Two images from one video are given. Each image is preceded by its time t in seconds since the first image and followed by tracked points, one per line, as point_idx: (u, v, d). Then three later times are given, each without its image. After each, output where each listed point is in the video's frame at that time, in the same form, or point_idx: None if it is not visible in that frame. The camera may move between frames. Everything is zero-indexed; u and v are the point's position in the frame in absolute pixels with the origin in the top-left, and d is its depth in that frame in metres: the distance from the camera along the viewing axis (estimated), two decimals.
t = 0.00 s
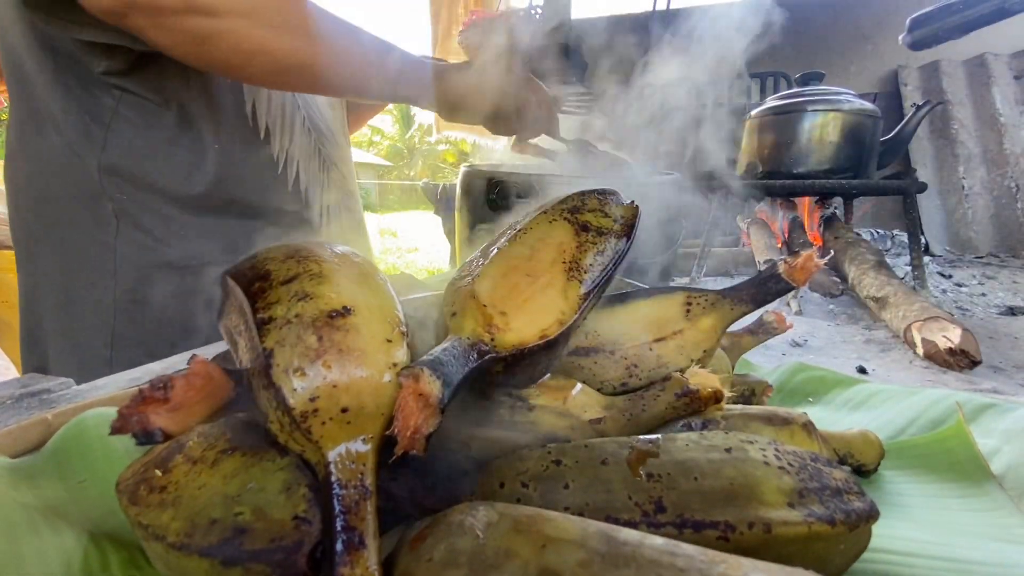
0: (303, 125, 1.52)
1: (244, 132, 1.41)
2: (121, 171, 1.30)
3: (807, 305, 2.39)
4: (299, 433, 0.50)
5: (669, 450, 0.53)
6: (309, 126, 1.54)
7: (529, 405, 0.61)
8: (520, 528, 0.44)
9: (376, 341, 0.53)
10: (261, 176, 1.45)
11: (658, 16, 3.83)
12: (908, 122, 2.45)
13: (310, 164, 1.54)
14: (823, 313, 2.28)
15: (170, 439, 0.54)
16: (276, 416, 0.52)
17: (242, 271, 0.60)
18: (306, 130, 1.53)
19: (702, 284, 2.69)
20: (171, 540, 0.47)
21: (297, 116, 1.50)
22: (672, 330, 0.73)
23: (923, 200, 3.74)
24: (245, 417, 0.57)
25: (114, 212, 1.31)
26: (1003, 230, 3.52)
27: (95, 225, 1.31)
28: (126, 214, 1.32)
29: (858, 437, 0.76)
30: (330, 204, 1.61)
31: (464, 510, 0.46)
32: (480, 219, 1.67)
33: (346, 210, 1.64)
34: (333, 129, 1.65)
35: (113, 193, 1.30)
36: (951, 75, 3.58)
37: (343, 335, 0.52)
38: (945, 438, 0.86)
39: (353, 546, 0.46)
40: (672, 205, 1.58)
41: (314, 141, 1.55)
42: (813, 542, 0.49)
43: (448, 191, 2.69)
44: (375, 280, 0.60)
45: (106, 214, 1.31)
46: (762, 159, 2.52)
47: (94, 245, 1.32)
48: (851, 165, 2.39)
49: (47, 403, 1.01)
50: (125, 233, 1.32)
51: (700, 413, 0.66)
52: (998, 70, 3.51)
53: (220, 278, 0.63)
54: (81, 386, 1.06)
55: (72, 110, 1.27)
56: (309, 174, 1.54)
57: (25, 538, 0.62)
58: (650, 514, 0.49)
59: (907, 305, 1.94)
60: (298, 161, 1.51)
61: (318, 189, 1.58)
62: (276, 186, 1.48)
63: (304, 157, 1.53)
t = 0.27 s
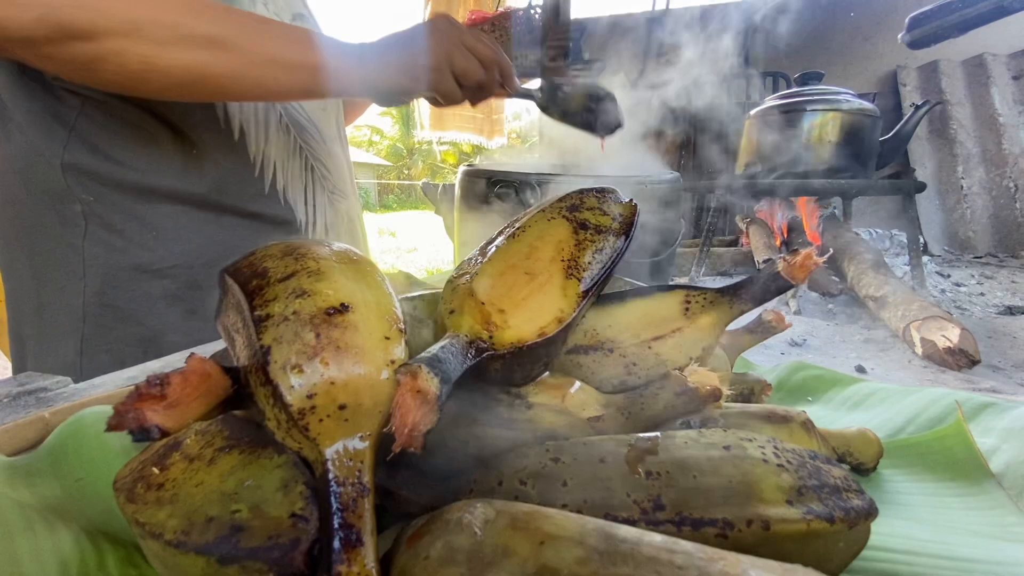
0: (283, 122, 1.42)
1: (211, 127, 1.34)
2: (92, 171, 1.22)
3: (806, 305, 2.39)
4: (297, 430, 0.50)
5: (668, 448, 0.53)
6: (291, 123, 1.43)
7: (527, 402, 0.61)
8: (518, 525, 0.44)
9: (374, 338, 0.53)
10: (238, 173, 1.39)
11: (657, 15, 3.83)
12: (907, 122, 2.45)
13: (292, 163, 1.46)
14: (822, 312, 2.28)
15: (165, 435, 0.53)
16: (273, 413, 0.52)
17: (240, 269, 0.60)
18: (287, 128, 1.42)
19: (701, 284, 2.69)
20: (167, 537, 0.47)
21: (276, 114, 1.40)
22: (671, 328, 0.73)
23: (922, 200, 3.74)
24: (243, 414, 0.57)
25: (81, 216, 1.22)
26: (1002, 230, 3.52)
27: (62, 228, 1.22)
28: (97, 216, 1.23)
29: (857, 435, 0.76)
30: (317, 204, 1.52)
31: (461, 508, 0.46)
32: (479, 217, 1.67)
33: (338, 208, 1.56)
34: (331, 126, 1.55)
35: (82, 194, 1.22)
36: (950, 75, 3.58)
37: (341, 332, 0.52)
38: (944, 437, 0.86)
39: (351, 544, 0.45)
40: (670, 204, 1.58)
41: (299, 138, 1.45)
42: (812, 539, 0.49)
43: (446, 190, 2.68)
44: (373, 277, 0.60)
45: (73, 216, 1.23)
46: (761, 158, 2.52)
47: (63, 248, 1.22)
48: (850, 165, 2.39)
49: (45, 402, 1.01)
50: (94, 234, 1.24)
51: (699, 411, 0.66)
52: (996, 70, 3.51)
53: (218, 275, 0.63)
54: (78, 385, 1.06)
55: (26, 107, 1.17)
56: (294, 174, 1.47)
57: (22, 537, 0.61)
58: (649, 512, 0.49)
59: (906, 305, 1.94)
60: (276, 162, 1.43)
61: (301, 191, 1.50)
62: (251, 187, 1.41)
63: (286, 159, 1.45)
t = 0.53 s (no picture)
0: (246, 116, 1.39)
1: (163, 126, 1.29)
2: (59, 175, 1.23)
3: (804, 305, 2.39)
4: (296, 429, 0.50)
5: (665, 446, 0.53)
6: (256, 117, 1.40)
7: (525, 401, 0.61)
8: (516, 523, 0.44)
9: (373, 337, 0.53)
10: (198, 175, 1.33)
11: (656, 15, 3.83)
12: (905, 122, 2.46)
13: (259, 161, 1.41)
14: (820, 312, 2.28)
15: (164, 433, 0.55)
16: (272, 412, 0.52)
17: (237, 268, 0.60)
18: (251, 123, 1.39)
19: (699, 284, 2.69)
20: (166, 535, 0.47)
21: (236, 107, 1.37)
22: (669, 327, 0.73)
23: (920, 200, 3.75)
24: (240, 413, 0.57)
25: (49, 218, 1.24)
26: (1000, 230, 3.52)
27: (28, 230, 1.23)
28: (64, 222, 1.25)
29: (854, 434, 0.76)
30: (290, 206, 1.46)
31: (460, 506, 0.46)
32: (477, 217, 1.67)
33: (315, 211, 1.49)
34: (302, 126, 1.49)
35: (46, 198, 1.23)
36: (948, 75, 3.59)
37: (339, 331, 0.52)
38: (941, 436, 0.86)
39: (349, 542, 0.46)
40: (669, 204, 1.58)
41: (266, 135, 1.41)
42: (809, 537, 0.49)
43: (445, 189, 2.68)
44: (372, 276, 0.60)
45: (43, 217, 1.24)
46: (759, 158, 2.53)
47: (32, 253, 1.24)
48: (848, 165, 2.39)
49: (42, 401, 1.01)
50: (67, 233, 1.25)
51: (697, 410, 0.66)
52: (994, 71, 3.52)
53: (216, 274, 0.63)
54: (76, 384, 1.06)
55: None
56: (261, 173, 1.41)
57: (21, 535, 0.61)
58: (646, 509, 0.49)
59: (904, 305, 1.94)
60: (240, 159, 1.38)
61: (273, 193, 1.43)
62: (215, 188, 1.35)
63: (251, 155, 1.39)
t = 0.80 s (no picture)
0: (208, 121, 1.46)
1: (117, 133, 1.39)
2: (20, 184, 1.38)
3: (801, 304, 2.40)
4: (298, 426, 0.51)
5: (664, 443, 0.53)
6: (218, 121, 1.48)
7: (525, 400, 0.61)
8: (517, 519, 0.44)
9: (375, 335, 0.54)
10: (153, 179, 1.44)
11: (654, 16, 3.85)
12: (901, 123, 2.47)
13: (223, 164, 1.50)
14: (817, 312, 2.29)
15: (167, 431, 0.53)
16: (274, 409, 0.52)
17: (238, 268, 0.60)
18: (215, 127, 1.48)
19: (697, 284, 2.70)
20: (169, 533, 0.47)
21: (198, 110, 1.44)
22: (667, 326, 0.74)
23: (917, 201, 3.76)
24: (241, 412, 0.58)
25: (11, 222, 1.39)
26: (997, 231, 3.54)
27: None
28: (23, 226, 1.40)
29: (851, 432, 0.77)
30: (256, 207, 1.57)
31: (461, 502, 0.47)
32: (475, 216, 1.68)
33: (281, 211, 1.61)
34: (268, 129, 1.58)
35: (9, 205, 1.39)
36: (944, 76, 3.61)
37: (341, 330, 0.53)
38: (936, 433, 0.87)
39: (351, 539, 0.46)
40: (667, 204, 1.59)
41: (229, 139, 1.50)
42: (806, 532, 0.50)
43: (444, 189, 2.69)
44: (373, 275, 0.60)
45: None
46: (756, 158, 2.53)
47: None
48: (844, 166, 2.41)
49: (41, 400, 1.01)
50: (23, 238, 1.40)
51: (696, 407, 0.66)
52: (990, 72, 3.54)
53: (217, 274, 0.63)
54: (75, 383, 1.06)
55: None
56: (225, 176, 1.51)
57: (22, 534, 0.61)
58: (645, 506, 0.50)
59: (900, 305, 1.95)
60: (203, 163, 1.47)
61: (236, 192, 1.53)
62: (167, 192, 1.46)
63: (212, 159, 1.49)
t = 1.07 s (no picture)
0: (188, 131, 1.49)
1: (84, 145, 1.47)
2: None
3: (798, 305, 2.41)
4: (297, 426, 0.51)
5: (662, 442, 0.53)
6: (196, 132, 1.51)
7: (523, 399, 0.61)
8: (514, 518, 0.44)
9: (373, 334, 0.54)
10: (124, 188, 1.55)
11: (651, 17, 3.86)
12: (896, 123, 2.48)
13: (204, 175, 1.52)
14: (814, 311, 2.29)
15: (163, 430, 0.53)
16: (272, 408, 0.52)
17: (236, 267, 0.60)
18: (194, 136, 1.51)
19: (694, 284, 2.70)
20: (167, 532, 0.47)
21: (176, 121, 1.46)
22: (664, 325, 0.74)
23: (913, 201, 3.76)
24: (239, 411, 0.58)
25: None
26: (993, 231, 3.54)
27: None
28: None
29: (848, 431, 0.77)
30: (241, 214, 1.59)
31: (459, 501, 0.47)
32: (471, 216, 1.67)
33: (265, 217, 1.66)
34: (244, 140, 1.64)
35: None
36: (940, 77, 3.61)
37: (340, 328, 0.53)
38: (932, 432, 0.87)
39: (348, 538, 0.47)
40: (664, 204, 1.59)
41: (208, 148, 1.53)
42: (803, 530, 0.50)
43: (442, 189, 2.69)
44: (370, 275, 0.60)
45: None
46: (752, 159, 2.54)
47: None
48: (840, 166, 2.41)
49: (37, 400, 1.00)
50: None
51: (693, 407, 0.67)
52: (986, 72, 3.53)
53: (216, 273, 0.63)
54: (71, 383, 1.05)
55: None
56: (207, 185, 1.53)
57: (18, 533, 0.61)
58: (643, 504, 0.50)
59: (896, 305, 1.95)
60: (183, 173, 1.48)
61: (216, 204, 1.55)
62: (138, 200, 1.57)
63: (193, 169, 1.50)
